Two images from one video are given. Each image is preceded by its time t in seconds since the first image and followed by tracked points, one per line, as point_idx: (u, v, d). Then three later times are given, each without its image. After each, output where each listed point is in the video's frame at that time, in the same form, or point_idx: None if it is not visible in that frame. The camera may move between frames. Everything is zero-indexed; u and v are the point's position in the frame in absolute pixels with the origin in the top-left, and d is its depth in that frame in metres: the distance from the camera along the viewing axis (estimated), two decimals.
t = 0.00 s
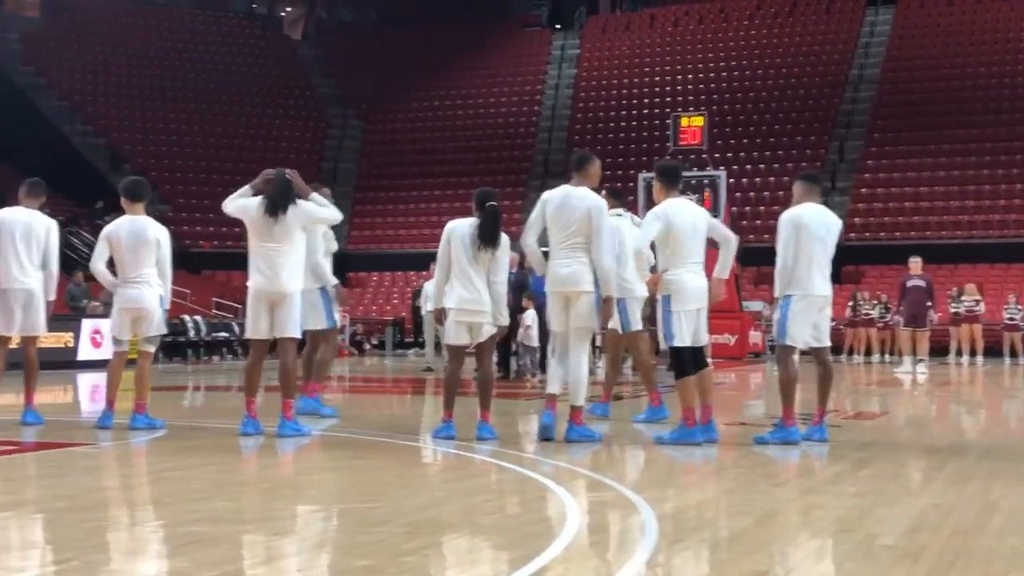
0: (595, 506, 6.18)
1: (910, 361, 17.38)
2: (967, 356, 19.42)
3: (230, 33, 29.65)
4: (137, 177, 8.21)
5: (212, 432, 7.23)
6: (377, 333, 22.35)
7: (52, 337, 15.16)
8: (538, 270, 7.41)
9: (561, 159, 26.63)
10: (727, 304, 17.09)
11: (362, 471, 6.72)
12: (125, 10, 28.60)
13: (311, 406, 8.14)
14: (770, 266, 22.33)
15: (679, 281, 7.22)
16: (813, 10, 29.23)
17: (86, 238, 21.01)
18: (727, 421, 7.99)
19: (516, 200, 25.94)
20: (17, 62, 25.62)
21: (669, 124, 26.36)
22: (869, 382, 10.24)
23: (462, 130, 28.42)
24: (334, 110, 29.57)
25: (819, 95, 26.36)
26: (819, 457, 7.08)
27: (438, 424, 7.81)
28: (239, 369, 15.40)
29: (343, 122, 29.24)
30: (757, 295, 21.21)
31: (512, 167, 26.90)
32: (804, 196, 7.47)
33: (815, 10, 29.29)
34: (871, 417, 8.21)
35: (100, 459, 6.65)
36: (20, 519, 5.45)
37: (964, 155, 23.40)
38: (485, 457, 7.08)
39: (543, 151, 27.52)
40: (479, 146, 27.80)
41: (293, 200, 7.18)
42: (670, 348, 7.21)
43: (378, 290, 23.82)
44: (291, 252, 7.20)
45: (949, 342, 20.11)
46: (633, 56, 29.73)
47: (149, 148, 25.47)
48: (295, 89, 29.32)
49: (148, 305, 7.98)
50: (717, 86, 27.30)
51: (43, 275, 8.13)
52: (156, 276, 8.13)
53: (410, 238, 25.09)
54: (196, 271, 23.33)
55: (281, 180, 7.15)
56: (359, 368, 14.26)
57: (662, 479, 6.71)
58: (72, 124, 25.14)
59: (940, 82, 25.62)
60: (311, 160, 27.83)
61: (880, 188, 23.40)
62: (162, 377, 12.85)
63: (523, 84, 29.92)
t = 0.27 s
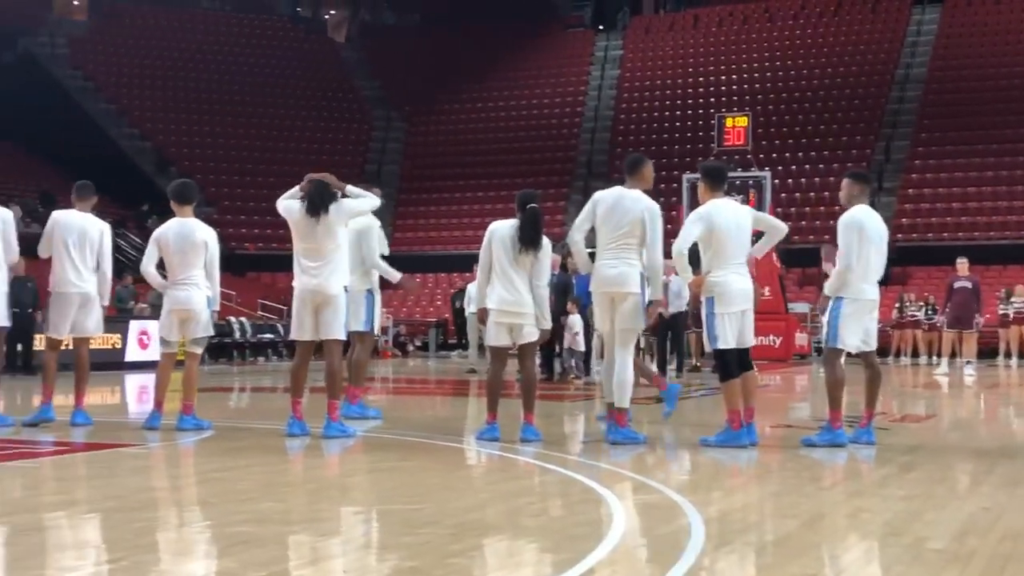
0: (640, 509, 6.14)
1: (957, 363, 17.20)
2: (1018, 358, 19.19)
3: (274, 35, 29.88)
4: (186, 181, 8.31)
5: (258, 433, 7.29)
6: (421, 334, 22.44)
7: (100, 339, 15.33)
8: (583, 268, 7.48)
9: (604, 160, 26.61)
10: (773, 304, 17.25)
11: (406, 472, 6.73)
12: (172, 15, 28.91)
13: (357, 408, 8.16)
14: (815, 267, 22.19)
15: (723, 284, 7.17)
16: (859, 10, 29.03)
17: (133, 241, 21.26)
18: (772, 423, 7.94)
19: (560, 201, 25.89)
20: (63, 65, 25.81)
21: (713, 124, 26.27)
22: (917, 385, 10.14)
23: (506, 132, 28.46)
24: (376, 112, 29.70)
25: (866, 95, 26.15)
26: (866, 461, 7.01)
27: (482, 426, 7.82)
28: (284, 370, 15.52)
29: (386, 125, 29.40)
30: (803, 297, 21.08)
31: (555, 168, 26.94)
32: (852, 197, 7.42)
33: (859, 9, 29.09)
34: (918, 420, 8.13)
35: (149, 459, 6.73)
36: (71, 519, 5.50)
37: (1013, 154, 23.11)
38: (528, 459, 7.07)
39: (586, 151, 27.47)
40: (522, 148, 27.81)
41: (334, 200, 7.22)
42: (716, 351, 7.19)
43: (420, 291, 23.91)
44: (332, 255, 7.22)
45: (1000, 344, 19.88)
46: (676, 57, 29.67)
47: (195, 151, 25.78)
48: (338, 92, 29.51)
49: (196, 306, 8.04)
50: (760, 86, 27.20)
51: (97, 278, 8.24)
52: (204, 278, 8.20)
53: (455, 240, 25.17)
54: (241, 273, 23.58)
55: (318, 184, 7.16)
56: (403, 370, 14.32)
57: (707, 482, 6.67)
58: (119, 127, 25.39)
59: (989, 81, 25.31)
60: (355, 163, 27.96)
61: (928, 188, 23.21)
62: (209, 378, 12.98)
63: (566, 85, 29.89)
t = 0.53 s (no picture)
0: (684, 511, 6.06)
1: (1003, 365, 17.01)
2: None
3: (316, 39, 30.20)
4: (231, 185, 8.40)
5: (301, 435, 7.34)
6: (462, 336, 22.48)
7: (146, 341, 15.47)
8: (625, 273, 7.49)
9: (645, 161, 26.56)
10: (817, 306, 17.21)
11: (448, 474, 6.71)
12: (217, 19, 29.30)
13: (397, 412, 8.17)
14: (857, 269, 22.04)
15: (766, 285, 7.13)
16: (903, 9, 28.89)
17: (178, 243, 21.49)
18: (816, 426, 7.90)
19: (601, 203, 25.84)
20: (108, 70, 26.40)
21: (755, 125, 26.18)
22: (964, 387, 10.04)
23: (547, 134, 28.53)
24: (418, 115, 29.86)
25: (910, 95, 25.99)
26: (911, 464, 6.94)
27: (523, 429, 7.83)
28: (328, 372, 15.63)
29: (427, 127, 29.53)
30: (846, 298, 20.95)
31: (596, 169, 26.94)
32: (893, 198, 7.34)
33: (904, 8, 28.88)
34: (963, 423, 8.05)
35: (194, 460, 6.77)
36: (117, 518, 5.52)
37: None
38: (570, 461, 7.04)
39: (627, 153, 27.45)
40: (562, 149, 27.85)
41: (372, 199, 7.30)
42: (761, 354, 7.16)
43: (461, 293, 23.97)
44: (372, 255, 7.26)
45: None
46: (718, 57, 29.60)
47: (239, 154, 26.09)
48: (379, 95, 29.74)
49: (239, 308, 8.09)
50: (800, 87, 27.11)
51: (144, 281, 8.34)
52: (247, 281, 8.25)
53: (493, 241, 25.21)
54: (283, 276, 23.78)
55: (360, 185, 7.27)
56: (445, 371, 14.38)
57: (751, 485, 6.61)
58: (163, 130, 25.92)
59: None
60: (396, 165, 28.11)
61: (972, 189, 23.05)
62: (253, 379, 13.08)
63: (607, 86, 29.90)
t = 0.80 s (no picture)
0: (727, 513, 5.94)
1: None
2: None
3: (354, 43, 30.46)
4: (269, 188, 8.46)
5: (342, 436, 7.41)
6: (501, 337, 22.58)
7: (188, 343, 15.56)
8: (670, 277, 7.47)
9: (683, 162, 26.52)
10: (857, 308, 17.11)
11: (487, 476, 6.66)
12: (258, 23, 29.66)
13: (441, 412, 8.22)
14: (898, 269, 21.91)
15: (809, 286, 7.10)
16: (944, 8, 28.76)
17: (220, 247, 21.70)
18: (857, 428, 7.87)
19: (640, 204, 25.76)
20: (150, 74, 26.98)
21: (795, 125, 26.14)
22: (1009, 389, 9.96)
23: (586, 135, 28.59)
24: (456, 117, 29.99)
25: (952, 95, 25.87)
26: (954, 466, 6.87)
27: (563, 431, 7.84)
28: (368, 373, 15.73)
29: (465, 129, 29.64)
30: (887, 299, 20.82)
31: (634, 171, 26.93)
32: (928, 198, 7.31)
33: (945, 7, 28.68)
34: (1006, 425, 7.98)
35: (236, 461, 6.81)
36: (161, 519, 5.48)
37: None
38: (611, 464, 7.00)
39: (666, 154, 27.40)
40: (601, 150, 27.90)
41: (408, 204, 7.36)
42: (804, 354, 7.11)
43: (499, 294, 24.00)
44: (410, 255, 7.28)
45: None
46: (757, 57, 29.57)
47: (280, 157, 26.41)
48: (418, 98, 29.93)
49: (276, 309, 8.14)
50: (839, 87, 27.03)
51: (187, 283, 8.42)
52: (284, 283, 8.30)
53: (530, 243, 25.26)
54: (322, 277, 23.98)
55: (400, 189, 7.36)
56: (486, 372, 14.49)
57: (792, 487, 6.53)
58: (204, 134, 26.22)
59: None
60: (435, 168, 28.24)
61: (1015, 188, 22.90)
62: (293, 381, 13.17)
63: (645, 87, 29.92)
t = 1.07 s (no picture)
0: (763, 516, 5.74)
1: None
2: None
3: (390, 45, 30.80)
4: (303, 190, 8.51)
5: (379, 435, 7.50)
6: (537, 338, 22.89)
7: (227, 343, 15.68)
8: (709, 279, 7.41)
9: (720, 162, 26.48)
10: (896, 309, 17.07)
11: (522, 477, 6.61)
12: (295, 25, 30.09)
13: (478, 413, 8.20)
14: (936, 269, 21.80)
15: (852, 287, 7.03)
16: (984, 5, 28.65)
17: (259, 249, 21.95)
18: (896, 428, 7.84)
19: (677, 203, 25.71)
20: (188, 76, 27.69)
21: (832, 125, 26.13)
22: None
23: (623, 135, 28.71)
24: (492, 118, 30.20)
25: (991, 93, 25.80)
26: (993, 468, 6.80)
27: (599, 431, 7.86)
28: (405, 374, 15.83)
29: (502, 128, 29.96)
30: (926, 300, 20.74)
31: (670, 170, 26.94)
32: (952, 197, 7.29)
33: (984, 6, 28.52)
34: None
35: (273, 461, 6.84)
36: (203, 518, 5.36)
37: None
38: (648, 463, 6.98)
39: (703, 155, 27.40)
40: (638, 150, 27.99)
41: (449, 206, 7.40)
42: (845, 354, 7.06)
43: (536, 294, 24.07)
44: (450, 258, 7.31)
45: None
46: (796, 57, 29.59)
47: (316, 159, 26.97)
48: (455, 99, 30.16)
49: (307, 310, 8.19)
50: (876, 86, 27.00)
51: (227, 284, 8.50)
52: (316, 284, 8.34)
53: (564, 243, 25.31)
54: (360, 278, 24.28)
55: (439, 189, 7.37)
56: (522, 373, 14.58)
57: (829, 489, 6.40)
58: (242, 135, 27.02)
59: None
60: (471, 168, 28.39)
61: None
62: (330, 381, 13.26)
63: (682, 87, 30.00)
